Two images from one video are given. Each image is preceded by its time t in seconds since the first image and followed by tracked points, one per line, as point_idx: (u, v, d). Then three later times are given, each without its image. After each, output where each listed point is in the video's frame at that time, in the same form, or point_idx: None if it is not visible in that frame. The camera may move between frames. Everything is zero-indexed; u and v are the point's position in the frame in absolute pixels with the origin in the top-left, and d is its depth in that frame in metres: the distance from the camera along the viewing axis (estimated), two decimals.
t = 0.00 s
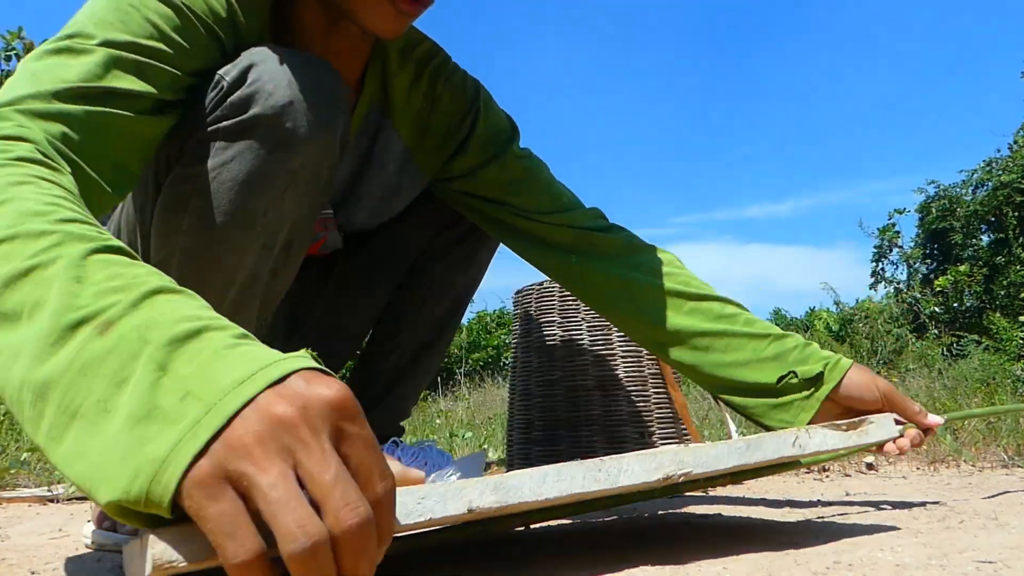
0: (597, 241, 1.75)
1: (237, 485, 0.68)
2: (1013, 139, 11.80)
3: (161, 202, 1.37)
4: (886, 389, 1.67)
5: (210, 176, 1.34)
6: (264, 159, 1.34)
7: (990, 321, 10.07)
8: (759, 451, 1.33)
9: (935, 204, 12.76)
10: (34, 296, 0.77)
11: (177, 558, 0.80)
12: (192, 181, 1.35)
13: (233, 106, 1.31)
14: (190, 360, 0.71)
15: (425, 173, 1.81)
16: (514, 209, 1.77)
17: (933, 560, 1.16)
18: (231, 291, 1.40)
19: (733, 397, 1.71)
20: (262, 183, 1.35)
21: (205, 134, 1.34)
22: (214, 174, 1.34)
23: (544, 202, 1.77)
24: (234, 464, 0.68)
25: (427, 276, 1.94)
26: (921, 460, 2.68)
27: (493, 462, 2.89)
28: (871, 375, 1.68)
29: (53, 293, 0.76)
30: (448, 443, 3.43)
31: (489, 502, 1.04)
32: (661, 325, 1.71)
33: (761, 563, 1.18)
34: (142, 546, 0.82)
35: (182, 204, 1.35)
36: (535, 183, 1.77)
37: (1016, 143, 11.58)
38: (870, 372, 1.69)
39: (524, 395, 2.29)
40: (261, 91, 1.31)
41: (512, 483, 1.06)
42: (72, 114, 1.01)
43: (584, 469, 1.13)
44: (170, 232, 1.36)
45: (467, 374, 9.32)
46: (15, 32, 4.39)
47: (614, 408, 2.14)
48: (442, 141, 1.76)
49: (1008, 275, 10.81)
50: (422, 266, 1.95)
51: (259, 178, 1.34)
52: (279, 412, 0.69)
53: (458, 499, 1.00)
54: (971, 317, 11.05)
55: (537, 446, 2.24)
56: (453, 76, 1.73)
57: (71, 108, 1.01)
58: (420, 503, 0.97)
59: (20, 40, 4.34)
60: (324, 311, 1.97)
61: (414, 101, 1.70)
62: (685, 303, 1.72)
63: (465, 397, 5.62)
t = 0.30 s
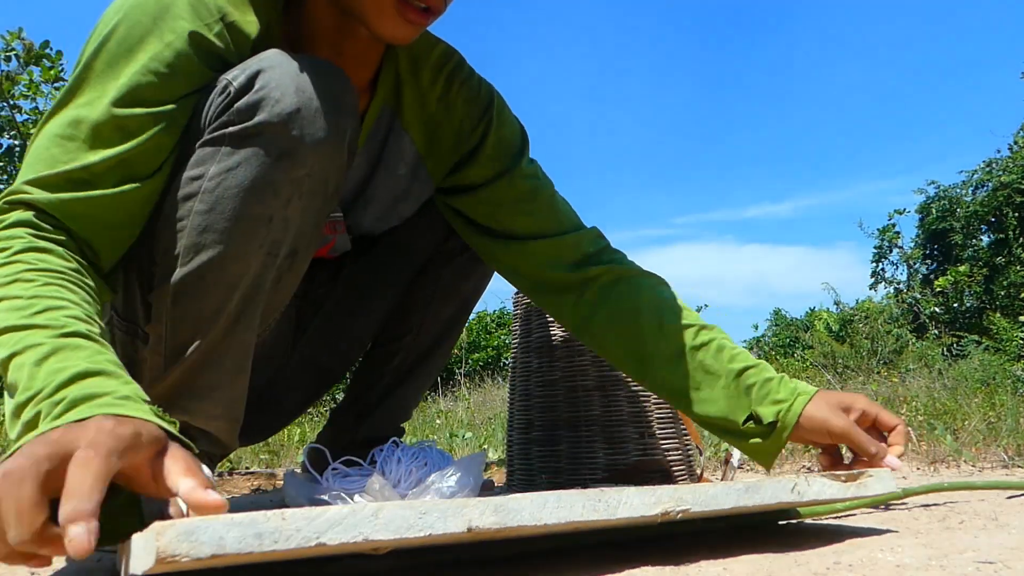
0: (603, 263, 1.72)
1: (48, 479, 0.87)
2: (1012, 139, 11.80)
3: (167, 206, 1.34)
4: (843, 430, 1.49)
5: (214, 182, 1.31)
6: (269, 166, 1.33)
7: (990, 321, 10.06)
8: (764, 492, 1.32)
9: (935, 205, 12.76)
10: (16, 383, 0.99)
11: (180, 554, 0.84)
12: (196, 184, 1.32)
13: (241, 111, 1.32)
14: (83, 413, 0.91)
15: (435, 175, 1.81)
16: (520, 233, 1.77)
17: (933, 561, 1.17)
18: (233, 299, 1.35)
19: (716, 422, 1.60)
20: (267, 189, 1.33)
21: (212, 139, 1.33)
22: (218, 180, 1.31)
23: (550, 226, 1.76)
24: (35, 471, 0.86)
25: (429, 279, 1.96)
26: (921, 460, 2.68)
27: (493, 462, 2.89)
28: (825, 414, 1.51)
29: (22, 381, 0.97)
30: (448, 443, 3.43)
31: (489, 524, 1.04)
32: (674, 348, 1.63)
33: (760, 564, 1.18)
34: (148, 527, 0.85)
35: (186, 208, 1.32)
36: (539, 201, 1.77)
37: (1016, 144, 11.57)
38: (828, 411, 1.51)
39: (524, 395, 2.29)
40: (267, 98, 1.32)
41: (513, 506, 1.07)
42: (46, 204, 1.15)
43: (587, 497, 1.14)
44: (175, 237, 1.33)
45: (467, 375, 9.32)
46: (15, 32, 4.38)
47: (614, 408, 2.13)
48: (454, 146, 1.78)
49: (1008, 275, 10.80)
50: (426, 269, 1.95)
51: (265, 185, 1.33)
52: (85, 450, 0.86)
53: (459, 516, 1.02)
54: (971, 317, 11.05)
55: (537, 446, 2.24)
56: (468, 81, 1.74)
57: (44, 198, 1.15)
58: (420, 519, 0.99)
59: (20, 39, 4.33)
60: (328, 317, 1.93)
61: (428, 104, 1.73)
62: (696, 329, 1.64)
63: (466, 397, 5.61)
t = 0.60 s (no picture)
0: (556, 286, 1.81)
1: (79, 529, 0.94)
2: (1013, 139, 11.79)
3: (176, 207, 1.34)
4: (698, 451, 1.56)
5: (224, 181, 1.31)
6: (280, 167, 1.33)
7: (990, 322, 10.05)
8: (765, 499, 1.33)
9: (935, 205, 12.76)
10: (26, 402, 1.04)
11: (179, 565, 0.86)
12: (206, 183, 1.31)
13: (253, 113, 1.32)
14: (90, 451, 0.96)
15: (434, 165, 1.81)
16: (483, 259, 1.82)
17: (933, 561, 1.16)
18: (238, 298, 1.34)
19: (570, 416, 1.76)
20: (276, 190, 1.34)
21: (223, 140, 1.33)
22: (228, 180, 1.31)
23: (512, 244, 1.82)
24: (64, 504, 0.95)
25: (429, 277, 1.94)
26: (921, 461, 2.68)
27: (493, 462, 2.89)
28: (661, 438, 1.60)
29: (32, 401, 1.03)
30: (448, 443, 3.43)
31: (490, 533, 1.06)
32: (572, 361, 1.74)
33: (761, 564, 1.18)
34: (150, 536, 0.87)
35: (195, 207, 1.32)
36: (505, 221, 1.81)
37: (1016, 144, 11.56)
38: (661, 436, 1.61)
39: (524, 395, 2.29)
40: (279, 100, 1.33)
41: (512, 515, 1.09)
42: (56, 213, 1.16)
43: (587, 506, 1.16)
44: (183, 236, 1.32)
45: (467, 375, 9.32)
46: (15, 32, 4.38)
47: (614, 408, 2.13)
48: (450, 143, 1.80)
49: (1008, 276, 10.79)
50: (425, 269, 1.94)
51: (275, 185, 1.33)
52: (101, 523, 0.91)
53: (460, 527, 1.03)
54: (971, 317, 11.04)
55: (537, 446, 2.23)
56: (462, 78, 1.76)
57: (54, 207, 1.16)
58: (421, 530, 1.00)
59: (20, 39, 4.32)
60: (331, 317, 1.93)
61: (424, 100, 1.74)
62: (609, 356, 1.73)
63: (466, 397, 5.61)
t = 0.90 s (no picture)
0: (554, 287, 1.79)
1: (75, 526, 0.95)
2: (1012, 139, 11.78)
3: (171, 205, 1.34)
4: (726, 453, 1.55)
5: (218, 178, 1.31)
6: (274, 162, 1.33)
7: (990, 321, 10.04)
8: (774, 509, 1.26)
9: (935, 204, 12.75)
10: (22, 397, 1.04)
11: None
12: (200, 180, 1.32)
13: (245, 109, 1.32)
14: (87, 445, 0.97)
15: (431, 169, 1.81)
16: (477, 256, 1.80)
17: (933, 560, 1.16)
18: (235, 295, 1.34)
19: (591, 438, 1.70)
20: (270, 185, 1.33)
21: (216, 137, 1.33)
22: (222, 176, 1.31)
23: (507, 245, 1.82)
24: (59, 499, 0.95)
25: (428, 278, 1.95)
26: (921, 460, 2.68)
27: (493, 462, 2.89)
28: (691, 439, 1.57)
29: (28, 396, 1.03)
30: (448, 443, 3.43)
31: (475, 553, 1.01)
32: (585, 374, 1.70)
33: (760, 563, 1.18)
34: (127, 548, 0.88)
35: (190, 204, 1.32)
36: (501, 221, 1.81)
37: (1016, 144, 11.56)
38: (690, 440, 1.57)
39: (524, 394, 2.29)
40: (272, 95, 1.33)
41: (502, 534, 1.04)
42: (56, 212, 1.16)
43: (583, 524, 1.09)
44: (179, 234, 1.33)
45: (466, 374, 9.32)
46: (15, 31, 4.38)
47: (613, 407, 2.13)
48: (445, 147, 1.80)
49: (1008, 275, 10.79)
50: (424, 270, 1.94)
51: (270, 180, 1.33)
52: (101, 535, 0.90)
53: (442, 547, 0.99)
54: (971, 317, 11.04)
55: (537, 446, 2.23)
56: (455, 84, 1.78)
57: (54, 207, 1.16)
58: (402, 548, 0.98)
59: (20, 38, 4.32)
60: (330, 318, 1.94)
61: (419, 107, 1.76)
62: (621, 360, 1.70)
63: (466, 396, 5.60)
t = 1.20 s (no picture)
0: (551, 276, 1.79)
1: (70, 542, 0.95)
2: (1012, 139, 11.78)
3: (169, 206, 1.34)
4: (728, 452, 1.54)
5: (216, 178, 1.31)
6: (272, 162, 1.33)
7: (990, 321, 10.04)
8: (781, 507, 1.24)
9: (935, 204, 12.75)
10: (22, 409, 1.05)
11: None
12: (198, 181, 1.31)
13: (242, 109, 1.32)
14: (82, 457, 0.97)
15: (425, 161, 1.81)
16: (474, 246, 1.81)
17: (933, 560, 1.16)
18: (234, 296, 1.34)
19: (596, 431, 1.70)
20: (268, 185, 1.33)
21: (213, 137, 1.32)
22: (219, 177, 1.31)
23: (503, 234, 1.81)
24: (52, 520, 0.95)
25: (427, 277, 1.95)
26: (920, 460, 2.67)
27: (493, 462, 2.89)
28: (691, 440, 1.55)
29: (28, 410, 1.03)
30: (448, 443, 3.43)
31: (474, 548, 1.02)
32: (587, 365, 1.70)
33: (760, 563, 1.18)
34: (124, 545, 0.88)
35: (187, 205, 1.32)
36: (497, 210, 1.80)
37: (1016, 144, 11.55)
38: (692, 440, 1.55)
39: (524, 395, 2.29)
40: (269, 95, 1.32)
41: (500, 529, 1.04)
42: (51, 213, 1.17)
43: (581, 520, 1.09)
44: (176, 235, 1.33)
45: (466, 374, 9.31)
46: (15, 31, 4.37)
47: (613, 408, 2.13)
48: (438, 137, 1.81)
49: (1008, 275, 10.78)
50: (422, 269, 1.94)
51: (268, 180, 1.33)
52: (101, 542, 0.91)
53: (440, 543, 0.99)
54: (971, 317, 11.03)
55: (537, 446, 2.24)
56: (445, 73, 1.77)
57: (48, 208, 1.17)
58: (399, 544, 0.97)
59: (20, 38, 4.32)
60: (328, 319, 1.94)
61: (411, 95, 1.76)
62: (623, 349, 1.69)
63: (466, 395, 5.60)
